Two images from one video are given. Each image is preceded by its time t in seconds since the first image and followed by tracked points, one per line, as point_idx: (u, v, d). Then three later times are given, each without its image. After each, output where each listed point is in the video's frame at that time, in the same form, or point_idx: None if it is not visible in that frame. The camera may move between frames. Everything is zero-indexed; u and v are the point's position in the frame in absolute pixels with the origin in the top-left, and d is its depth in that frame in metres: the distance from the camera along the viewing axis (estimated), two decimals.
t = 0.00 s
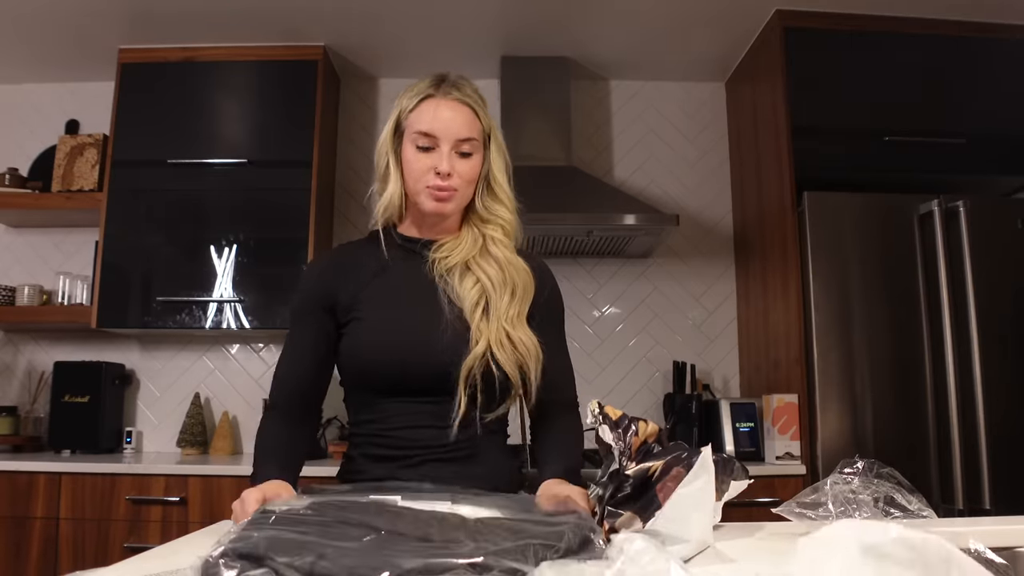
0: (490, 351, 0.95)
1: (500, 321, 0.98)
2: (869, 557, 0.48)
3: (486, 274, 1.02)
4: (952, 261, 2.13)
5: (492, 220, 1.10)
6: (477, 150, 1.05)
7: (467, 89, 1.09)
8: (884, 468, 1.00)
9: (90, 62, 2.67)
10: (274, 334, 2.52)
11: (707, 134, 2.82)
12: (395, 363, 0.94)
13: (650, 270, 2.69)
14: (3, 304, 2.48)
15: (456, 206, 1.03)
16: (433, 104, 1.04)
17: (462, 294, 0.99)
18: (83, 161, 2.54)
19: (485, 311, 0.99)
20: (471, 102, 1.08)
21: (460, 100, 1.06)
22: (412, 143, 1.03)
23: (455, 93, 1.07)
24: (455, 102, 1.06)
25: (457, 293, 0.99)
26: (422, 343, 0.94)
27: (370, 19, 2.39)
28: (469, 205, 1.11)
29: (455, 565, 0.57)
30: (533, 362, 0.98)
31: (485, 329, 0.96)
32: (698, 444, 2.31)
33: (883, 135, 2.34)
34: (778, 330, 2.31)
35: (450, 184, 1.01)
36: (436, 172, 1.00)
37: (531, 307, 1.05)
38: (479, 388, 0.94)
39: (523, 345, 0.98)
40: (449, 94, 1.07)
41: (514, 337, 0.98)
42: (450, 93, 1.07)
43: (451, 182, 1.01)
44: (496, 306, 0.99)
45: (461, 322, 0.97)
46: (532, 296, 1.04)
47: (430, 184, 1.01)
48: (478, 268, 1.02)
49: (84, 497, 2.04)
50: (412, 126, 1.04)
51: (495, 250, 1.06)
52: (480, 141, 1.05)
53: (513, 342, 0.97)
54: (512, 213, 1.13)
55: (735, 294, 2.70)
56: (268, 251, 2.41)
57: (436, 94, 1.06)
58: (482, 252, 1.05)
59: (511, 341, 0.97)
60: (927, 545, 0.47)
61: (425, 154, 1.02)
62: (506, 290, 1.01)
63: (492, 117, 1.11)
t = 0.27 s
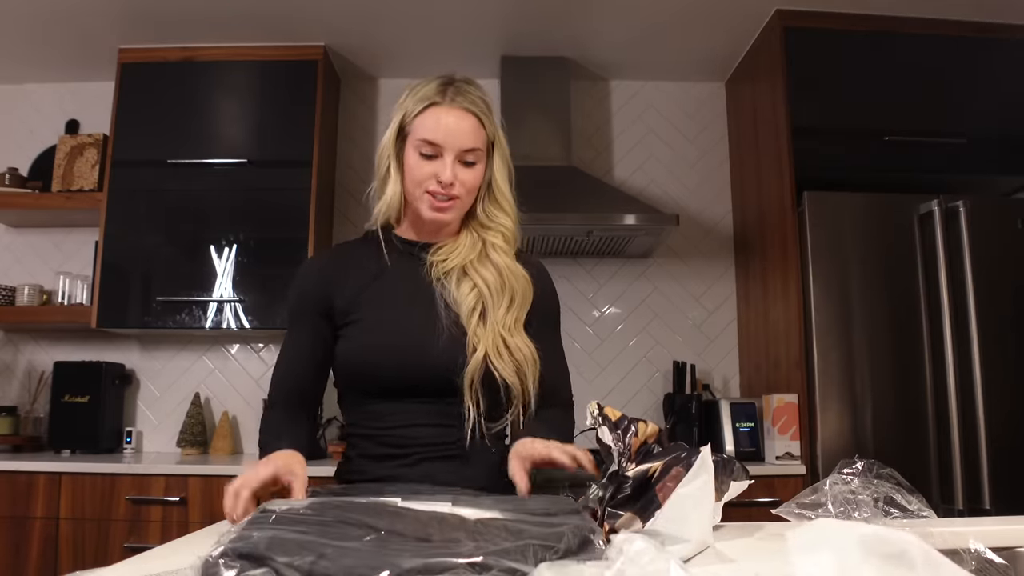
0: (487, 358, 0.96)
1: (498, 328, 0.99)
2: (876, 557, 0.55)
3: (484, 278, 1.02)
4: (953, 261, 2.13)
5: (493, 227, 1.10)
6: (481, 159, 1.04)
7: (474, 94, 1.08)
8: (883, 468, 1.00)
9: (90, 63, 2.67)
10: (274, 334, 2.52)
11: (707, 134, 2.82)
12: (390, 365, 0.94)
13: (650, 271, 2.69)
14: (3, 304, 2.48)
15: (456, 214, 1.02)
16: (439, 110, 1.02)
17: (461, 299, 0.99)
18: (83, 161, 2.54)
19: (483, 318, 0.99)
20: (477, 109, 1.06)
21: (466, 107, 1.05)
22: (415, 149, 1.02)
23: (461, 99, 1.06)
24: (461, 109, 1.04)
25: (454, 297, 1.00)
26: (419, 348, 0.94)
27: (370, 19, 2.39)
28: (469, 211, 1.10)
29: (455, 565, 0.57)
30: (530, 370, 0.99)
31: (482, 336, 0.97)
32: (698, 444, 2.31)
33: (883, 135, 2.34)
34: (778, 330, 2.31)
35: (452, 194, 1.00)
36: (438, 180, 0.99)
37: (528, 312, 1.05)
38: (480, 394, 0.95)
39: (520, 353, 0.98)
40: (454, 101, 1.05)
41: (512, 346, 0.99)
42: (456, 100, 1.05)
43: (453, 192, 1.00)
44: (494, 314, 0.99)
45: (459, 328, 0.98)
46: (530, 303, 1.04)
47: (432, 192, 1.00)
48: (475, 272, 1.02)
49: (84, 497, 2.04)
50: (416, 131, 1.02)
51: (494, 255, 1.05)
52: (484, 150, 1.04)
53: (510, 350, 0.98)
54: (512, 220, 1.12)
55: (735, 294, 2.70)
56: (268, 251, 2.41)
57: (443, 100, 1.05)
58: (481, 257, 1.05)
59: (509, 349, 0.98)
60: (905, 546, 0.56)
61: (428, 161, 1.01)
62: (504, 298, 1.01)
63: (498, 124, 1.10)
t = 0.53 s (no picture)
0: (485, 359, 0.96)
1: (497, 329, 0.98)
2: (872, 557, 0.56)
3: (482, 278, 1.02)
4: (953, 261, 2.13)
5: (493, 226, 1.10)
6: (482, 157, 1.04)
7: (476, 91, 1.07)
8: (882, 468, 1.00)
9: (90, 63, 2.67)
10: (274, 334, 2.52)
11: (707, 134, 2.82)
12: (391, 365, 0.94)
13: (650, 271, 2.69)
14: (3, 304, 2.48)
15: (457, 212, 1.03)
16: (440, 108, 1.02)
17: (459, 300, 0.99)
18: (83, 161, 2.54)
19: (481, 319, 0.99)
20: (480, 106, 1.06)
21: (469, 104, 1.05)
22: (417, 146, 1.01)
23: (464, 97, 1.05)
24: (463, 106, 1.04)
25: (452, 298, 1.00)
26: (418, 347, 0.94)
27: (370, 20, 2.39)
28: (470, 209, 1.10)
29: (455, 565, 0.57)
30: (530, 370, 0.97)
31: (479, 338, 0.97)
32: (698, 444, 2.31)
33: (883, 135, 2.34)
34: (778, 330, 2.31)
35: (452, 192, 1.00)
36: (439, 178, 0.99)
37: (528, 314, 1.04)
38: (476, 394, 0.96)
39: (518, 353, 0.97)
40: (457, 98, 1.05)
41: (507, 345, 0.98)
42: (458, 97, 1.05)
43: (454, 190, 1.00)
44: (493, 315, 0.99)
45: (457, 329, 0.98)
46: (530, 303, 1.04)
47: (432, 190, 1.00)
48: (474, 273, 1.02)
49: (83, 497, 2.04)
50: (418, 129, 1.02)
51: (494, 255, 1.05)
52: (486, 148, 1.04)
53: (509, 349, 0.97)
54: (513, 219, 1.12)
55: (735, 294, 2.70)
56: (268, 251, 2.41)
57: (445, 97, 1.04)
58: (480, 257, 1.05)
59: (507, 349, 0.97)
60: (902, 546, 0.56)
61: (430, 158, 1.01)
62: (503, 298, 1.01)
63: (500, 121, 1.10)
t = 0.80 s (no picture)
0: (477, 356, 0.96)
1: (490, 324, 0.98)
2: (871, 556, 0.55)
3: (476, 274, 1.02)
4: (953, 261, 2.13)
5: (488, 221, 1.10)
6: (479, 152, 1.04)
7: (473, 85, 1.06)
8: (882, 467, 1.00)
9: (90, 63, 2.67)
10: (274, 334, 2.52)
11: (707, 134, 2.82)
12: (388, 366, 0.94)
13: (649, 271, 2.69)
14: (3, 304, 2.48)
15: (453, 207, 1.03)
16: (437, 101, 1.02)
17: (453, 295, 0.99)
18: (83, 161, 2.54)
19: (474, 314, 0.99)
20: (477, 100, 1.05)
21: (466, 97, 1.04)
22: (413, 140, 1.01)
23: (461, 90, 1.05)
24: (460, 100, 1.03)
25: (447, 293, 1.00)
26: (415, 346, 0.94)
27: (370, 20, 2.38)
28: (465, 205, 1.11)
29: (455, 565, 0.57)
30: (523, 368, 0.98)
31: (471, 332, 0.97)
32: (699, 444, 2.31)
33: (883, 135, 2.34)
34: (778, 330, 2.31)
35: (449, 187, 1.00)
36: (436, 173, 0.99)
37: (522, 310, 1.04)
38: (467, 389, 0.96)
39: (510, 350, 0.98)
40: (454, 91, 1.04)
41: (499, 342, 0.98)
42: (455, 91, 1.04)
43: (450, 185, 1.00)
44: (486, 309, 0.99)
45: (451, 324, 0.98)
46: (524, 300, 1.04)
47: (429, 185, 1.00)
48: (468, 267, 1.03)
49: (83, 497, 2.04)
50: (415, 123, 1.02)
51: (488, 250, 1.06)
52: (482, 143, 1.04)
53: (502, 345, 0.98)
54: (508, 214, 1.12)
55: (735, 294, 2.70)
56: (268, 250, 2.41)
57: (442, 90, 1.04)
58: (475, 252, 1.05)
59: (500, 345, 0.98)
60: (899, 547, 0.56)
61: (427, 152, 1.01)
62: (496, 292, 1.01)
63: (496, 116, 1.09)
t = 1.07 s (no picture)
0: (478, 357, 0.97)
1: (490, 326, 0.99)
2: (871, 557, 0.55)
3: (475, 276, 1.02)
4: (953, 262, 2.13)
5: (487, 223, 1.10)
6: (478, 154, 1.04)
7: (473, 85, 1.06)
8: (882, 467, 0.99)
9: (90, 62, 2.67)
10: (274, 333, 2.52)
11: (707, 134, 2.82)
12: (388, 368, 0.94)
13: (649, 271, 2.69)
14: (3, 304, 2.48)
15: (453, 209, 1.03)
16: (437, 103, 1.02)
17: (452, 298, 1.00)
18: (83, 161, 2.54)
19: (474, 316, 1.00)
20: (478, 101, 1.05)
21: (466, 98, 1.04)
22: (412, 142, 1.01)
23: (461, 90, 1.04)
24: (460, 101, 1.03)
25: (446, 296, 1.00)
26: (414, 348, 0.94)
27: (370, 19, 2.38)
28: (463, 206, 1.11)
29: (455, 564, 0.57)
30: (525, 369, 0.99)
31: (471, 334, 0.97)
32: (699, 444, 2.31)
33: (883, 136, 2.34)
34: (778, 330, 2.31)
35: (448, 189, 1.00)
36: (436, 176, 0.99)
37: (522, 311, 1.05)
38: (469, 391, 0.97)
39: (511, 352, 0.99)
40: (454, 92, 1.03)
41: (500, 344, 0.99)
42: (456, 91, 1.03)
43: (450, 188, 1.00)
44: (486, 312, 1.00)
45: (451, 327, 0.98)
46: (524, 302, 1.04)
47: (428, 187, 1.00)
48: (467, 270, 1.03)
49: (83, 497, 2.04)
50: (414, 124, 1.02)
51: (487, 253, 1.06)
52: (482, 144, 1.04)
53: (503, 347, 0.99)
54: (507, 215, 1.13)
55: (735, 294, 2.70)
56: (268, 250, 2.41)
57: (442, 91, 1.03)
58: (473, 254, 1.06)
59: (501, 347, 0.99)
60: (897, 548, 0.56)
61: (426, 155, 1.01)
62: (496, 295, 1.02)
63: (496, 116, 1.09)
